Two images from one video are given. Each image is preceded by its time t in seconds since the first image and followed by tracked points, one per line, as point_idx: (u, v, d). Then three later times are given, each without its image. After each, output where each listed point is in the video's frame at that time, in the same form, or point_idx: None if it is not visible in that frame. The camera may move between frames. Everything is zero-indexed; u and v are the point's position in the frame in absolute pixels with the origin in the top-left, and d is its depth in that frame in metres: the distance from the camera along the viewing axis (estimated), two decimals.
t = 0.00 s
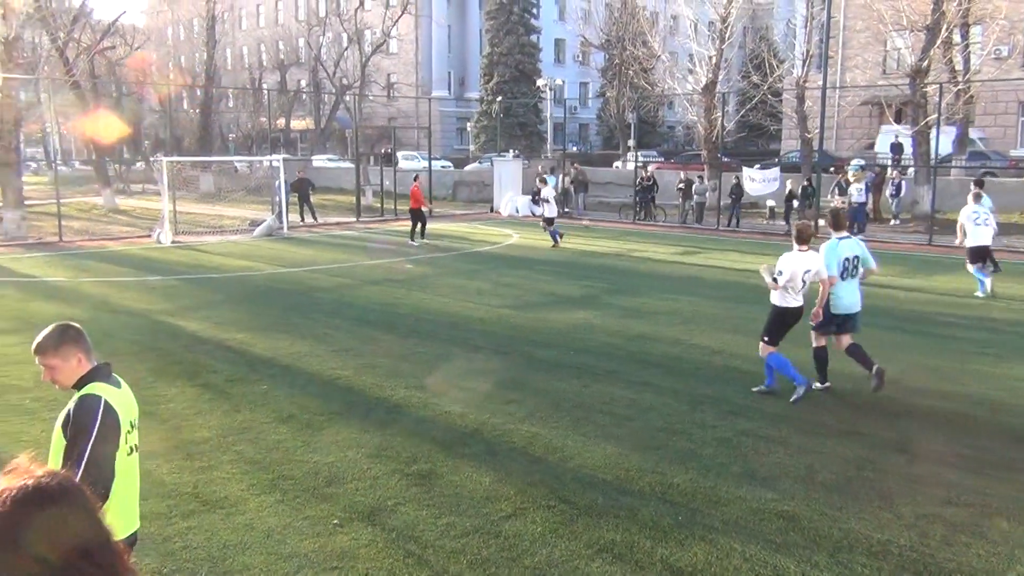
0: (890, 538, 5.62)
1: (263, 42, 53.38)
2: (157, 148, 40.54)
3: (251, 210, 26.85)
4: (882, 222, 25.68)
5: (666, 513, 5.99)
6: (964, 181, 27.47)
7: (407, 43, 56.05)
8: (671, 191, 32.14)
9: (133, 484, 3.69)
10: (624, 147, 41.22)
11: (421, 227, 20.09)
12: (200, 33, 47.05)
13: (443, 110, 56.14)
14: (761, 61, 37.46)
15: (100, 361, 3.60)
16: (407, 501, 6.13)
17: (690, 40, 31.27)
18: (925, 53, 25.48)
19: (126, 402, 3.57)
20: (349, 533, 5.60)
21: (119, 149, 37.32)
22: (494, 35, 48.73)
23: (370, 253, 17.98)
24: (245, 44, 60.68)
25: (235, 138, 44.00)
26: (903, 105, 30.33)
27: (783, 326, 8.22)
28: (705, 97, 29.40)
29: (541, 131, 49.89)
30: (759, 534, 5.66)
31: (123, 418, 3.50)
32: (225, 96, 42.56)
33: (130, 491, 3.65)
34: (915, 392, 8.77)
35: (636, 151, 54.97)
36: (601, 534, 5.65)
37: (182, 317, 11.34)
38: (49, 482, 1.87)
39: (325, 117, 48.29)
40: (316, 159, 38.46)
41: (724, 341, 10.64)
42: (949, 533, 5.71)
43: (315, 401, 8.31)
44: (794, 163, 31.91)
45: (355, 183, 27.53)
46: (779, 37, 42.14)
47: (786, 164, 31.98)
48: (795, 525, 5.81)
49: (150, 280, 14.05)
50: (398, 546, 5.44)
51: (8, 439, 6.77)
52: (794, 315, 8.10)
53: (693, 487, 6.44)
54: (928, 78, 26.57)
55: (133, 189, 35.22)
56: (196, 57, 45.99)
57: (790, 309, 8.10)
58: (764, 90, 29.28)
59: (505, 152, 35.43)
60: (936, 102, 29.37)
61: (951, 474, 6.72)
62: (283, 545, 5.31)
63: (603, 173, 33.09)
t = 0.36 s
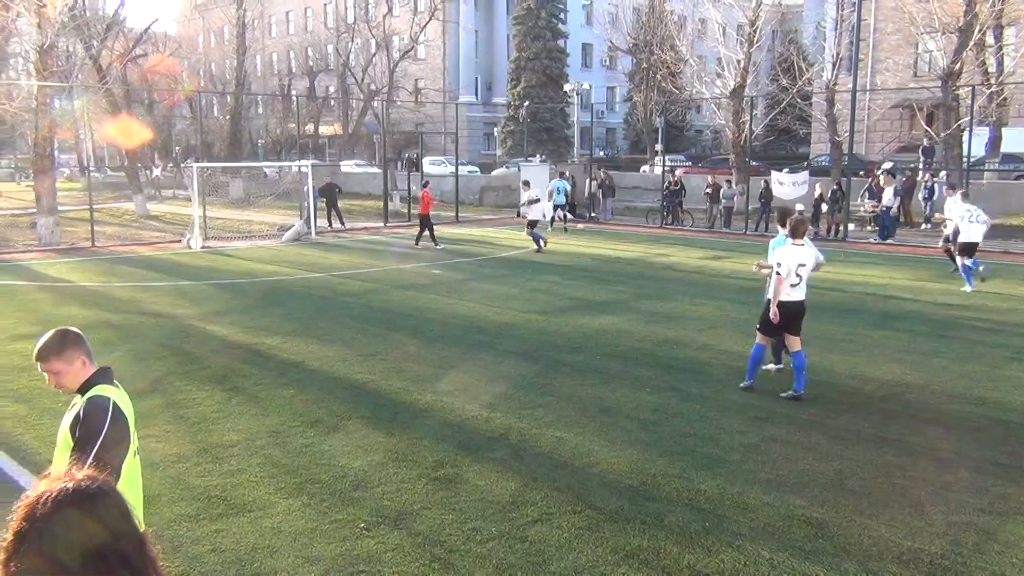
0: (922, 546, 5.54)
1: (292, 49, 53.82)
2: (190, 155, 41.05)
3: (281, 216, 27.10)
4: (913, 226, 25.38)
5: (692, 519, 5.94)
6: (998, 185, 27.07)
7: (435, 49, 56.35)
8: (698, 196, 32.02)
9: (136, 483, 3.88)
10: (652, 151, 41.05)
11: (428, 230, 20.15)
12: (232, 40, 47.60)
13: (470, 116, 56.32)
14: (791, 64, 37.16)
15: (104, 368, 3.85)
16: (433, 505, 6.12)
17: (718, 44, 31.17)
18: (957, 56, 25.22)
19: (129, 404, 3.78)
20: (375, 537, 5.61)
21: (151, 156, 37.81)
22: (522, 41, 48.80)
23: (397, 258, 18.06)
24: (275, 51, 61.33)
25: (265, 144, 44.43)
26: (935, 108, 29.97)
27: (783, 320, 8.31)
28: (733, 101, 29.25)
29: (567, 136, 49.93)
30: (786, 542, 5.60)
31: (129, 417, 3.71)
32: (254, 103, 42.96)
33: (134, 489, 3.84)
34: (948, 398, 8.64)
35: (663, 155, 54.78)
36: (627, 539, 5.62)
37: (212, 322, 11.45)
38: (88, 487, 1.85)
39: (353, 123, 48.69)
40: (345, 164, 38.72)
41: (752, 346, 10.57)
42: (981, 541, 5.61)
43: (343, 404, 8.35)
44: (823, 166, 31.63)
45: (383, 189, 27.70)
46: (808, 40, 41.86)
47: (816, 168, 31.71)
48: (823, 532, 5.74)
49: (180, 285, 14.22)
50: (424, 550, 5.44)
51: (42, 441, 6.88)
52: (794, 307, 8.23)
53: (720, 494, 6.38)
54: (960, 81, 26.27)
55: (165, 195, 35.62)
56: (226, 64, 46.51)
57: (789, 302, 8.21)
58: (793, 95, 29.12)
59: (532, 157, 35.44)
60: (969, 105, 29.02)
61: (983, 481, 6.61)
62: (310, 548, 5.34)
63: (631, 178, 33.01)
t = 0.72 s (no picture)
0: (936, 549, 5.51)
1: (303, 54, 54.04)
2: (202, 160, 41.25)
3: (292, 220, 27.21)
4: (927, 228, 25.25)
5: (704, 522, 5.92)
6: (1011, 185, 26.92)
7: (445, 53, 56.47)
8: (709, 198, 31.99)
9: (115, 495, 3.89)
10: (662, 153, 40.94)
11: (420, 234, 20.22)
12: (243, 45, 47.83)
13: (481, 119, 56.41)
14: (802, 66, 37.02)
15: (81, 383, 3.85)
16: (445, 509, 6.12)
17: (729, 46, 31.14)
18: (969, 56, 25.10)
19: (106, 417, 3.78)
20: (387, 540, 5.62)
21: (164, 161, 38.00)
22: (532, 44, 48.85)
23: (408, 261, 18.11)
24: (286, 56, 61.61)
25: (276, 149, 44.62)
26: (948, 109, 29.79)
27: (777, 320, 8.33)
28: (744, 103, 29.19)
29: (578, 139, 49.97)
30: (800, 545, 5.57)
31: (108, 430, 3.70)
32: (266, 108, 43.15)
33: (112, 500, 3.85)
34: (962, 400, 8.59)
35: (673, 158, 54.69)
36: (639, 543, 5.60)
37: (223, 326, 11.50)
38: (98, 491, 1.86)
39: (364, 127, 48.84)
40: (355, 169, 38.82)
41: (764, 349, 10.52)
42: (996, 544, 5.57)
43: (354, 408, 8.36)
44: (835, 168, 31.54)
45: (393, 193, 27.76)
46: (820, 41, 41.78)
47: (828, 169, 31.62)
48: (836, 535, 5.71)
49: (191, 289, 14.29)
50: (436, 553, 5.44)
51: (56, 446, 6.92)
52: (782, 305, 8.24)
53: (732, 496, 6.36)
54: (972, 81, 26.14)
55: (177, 200, 35.78)
56: (237, 69, 46.73)
57: (776, 300, 8.25)
58: (804, 97, 29.06)
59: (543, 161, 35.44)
60: (982, 105, 28.88)
61: (999, 484, 6.56)
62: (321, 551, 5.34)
63: (642, 181, 32.96)
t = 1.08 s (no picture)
0: (937, 552, 5.50)
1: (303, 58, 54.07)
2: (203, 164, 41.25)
3: (293, 224, 27.21)
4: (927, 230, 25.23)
5: (706, 526, 5.91)
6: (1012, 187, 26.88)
7: (445, 57, 56.51)
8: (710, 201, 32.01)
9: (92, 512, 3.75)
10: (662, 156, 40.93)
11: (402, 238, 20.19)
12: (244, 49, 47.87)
13: (480, 123, 56.43)
14: (802, 69, 37.01)
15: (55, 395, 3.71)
16: (447, 513, 6.11)
17: (729, 49, 31.16)
18: (969, 58, 25.08)
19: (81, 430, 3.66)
20: (387, 545, 5.60)
21: (164, 165, 37.96)
22: (532, 48, 48.89)
23: (408, 265, 18.12)
24: (287, 60, 61.70)
25: (277, 154, 44.67)
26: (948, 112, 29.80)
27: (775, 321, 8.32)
28: (744, 106, 29.20)
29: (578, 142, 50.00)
30: (801, 547, 5.56)
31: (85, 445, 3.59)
32: (266, 113, 43.16)
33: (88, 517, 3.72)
34: (962, 402, 8.58)
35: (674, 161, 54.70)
36: (641, 546, 5.59)
37: (224, 330, 11.49)
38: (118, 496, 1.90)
39: (364, 131, 48.98)
40: (356, 172, 38.83)
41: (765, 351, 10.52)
42: (998, 546, 5.56)
43: (355, 412, 8.36)
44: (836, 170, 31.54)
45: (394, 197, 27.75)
46: (820, 44, 41.81)
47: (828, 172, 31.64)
48: (837, 538, 5.70)
49: (192, 293, 14.28)
50: (438, 557, 5.43)
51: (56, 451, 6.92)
52: (778, 305, 8.25)
53: (733, 499, 6.35)
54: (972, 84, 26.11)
55: (177, 203, 35.76)
56: (238, 73, 46.73)
57: (770, 300, 8.27)
58: (804, 99, 29.06)
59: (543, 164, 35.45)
60: (982, 107, 28.88)
61: (1000, 487, 6.54)
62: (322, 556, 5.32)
63: (642, 184, 32.96)
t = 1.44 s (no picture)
0: (932, 553, 5.50)
1: (296, 62, 54.05)
2: (195, 168, 41.18)
3: (286, 228, 27.17)
4: (920, 232, 25.31)
5: (700, 528, 5.91)
6: (1004, 190, 26.97)
7: (439, 60, 56.59)
8: (703, 204, 32.08)
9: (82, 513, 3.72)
10: (656, 158, 40.96)
11: (377, 242, 20.21)
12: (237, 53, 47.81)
13: (474, 126, 56.51)
14: (794, 71, 37.08)
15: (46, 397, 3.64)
16: (441, 516, 6.10)
17: (722, 52, 31.25)
18: (960, 61, 25.16)
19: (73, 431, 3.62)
20: (382, 548, 5.59)
21: (157, 169, 37.90)
22: (526, 51, 48.98)
23: (402, 268, 18.09)
24: (280, 64, 61.62)
25: (270, 157, 44.61)
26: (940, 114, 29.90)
27: (781, 320, 8.32)
28: (737, 109, 29.26)
29: (572, 145, 50.09)
30: (796, 550, 5.56)
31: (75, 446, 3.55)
32: (259, 116, 43.13)
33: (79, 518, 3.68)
34: (955, 404, 8.59)
35: (667, 163, 54.78)
36: (635, 549, 5.59)
37: (218, 334, 11.46)
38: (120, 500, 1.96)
39: (357, 135, 49.00)
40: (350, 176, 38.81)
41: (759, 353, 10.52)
42: (992, 547, 5.57)
43: (349, 416, 8.34)
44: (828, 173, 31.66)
45: (388, 200, 27.71)
46: (812, 47, 41.96)
47: (820, 175, 31.76)
48: (832, 540, 5.70)
49: (185, 298, 14.23)
50: (431, 561, 5.42)
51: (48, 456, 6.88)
52: (786, 307, 8.25)
53: (727, 502, 6.35)
54: (964, 86, 26.21)
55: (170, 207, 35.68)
56: (231, 76, 46.66)
57: (780, 301, 8.26)
58: (797, 102, 29.15)
59: (536, 167, 35.48)
60: (973, 109, 29.00)
61: (994, 488, 6.56)
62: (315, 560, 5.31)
63: (635, 186, 32.99)
